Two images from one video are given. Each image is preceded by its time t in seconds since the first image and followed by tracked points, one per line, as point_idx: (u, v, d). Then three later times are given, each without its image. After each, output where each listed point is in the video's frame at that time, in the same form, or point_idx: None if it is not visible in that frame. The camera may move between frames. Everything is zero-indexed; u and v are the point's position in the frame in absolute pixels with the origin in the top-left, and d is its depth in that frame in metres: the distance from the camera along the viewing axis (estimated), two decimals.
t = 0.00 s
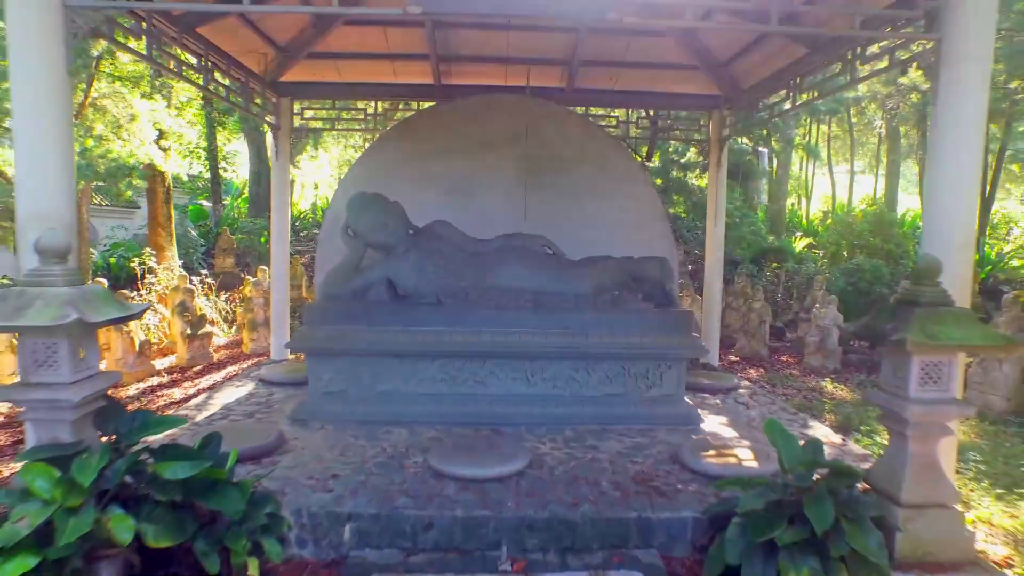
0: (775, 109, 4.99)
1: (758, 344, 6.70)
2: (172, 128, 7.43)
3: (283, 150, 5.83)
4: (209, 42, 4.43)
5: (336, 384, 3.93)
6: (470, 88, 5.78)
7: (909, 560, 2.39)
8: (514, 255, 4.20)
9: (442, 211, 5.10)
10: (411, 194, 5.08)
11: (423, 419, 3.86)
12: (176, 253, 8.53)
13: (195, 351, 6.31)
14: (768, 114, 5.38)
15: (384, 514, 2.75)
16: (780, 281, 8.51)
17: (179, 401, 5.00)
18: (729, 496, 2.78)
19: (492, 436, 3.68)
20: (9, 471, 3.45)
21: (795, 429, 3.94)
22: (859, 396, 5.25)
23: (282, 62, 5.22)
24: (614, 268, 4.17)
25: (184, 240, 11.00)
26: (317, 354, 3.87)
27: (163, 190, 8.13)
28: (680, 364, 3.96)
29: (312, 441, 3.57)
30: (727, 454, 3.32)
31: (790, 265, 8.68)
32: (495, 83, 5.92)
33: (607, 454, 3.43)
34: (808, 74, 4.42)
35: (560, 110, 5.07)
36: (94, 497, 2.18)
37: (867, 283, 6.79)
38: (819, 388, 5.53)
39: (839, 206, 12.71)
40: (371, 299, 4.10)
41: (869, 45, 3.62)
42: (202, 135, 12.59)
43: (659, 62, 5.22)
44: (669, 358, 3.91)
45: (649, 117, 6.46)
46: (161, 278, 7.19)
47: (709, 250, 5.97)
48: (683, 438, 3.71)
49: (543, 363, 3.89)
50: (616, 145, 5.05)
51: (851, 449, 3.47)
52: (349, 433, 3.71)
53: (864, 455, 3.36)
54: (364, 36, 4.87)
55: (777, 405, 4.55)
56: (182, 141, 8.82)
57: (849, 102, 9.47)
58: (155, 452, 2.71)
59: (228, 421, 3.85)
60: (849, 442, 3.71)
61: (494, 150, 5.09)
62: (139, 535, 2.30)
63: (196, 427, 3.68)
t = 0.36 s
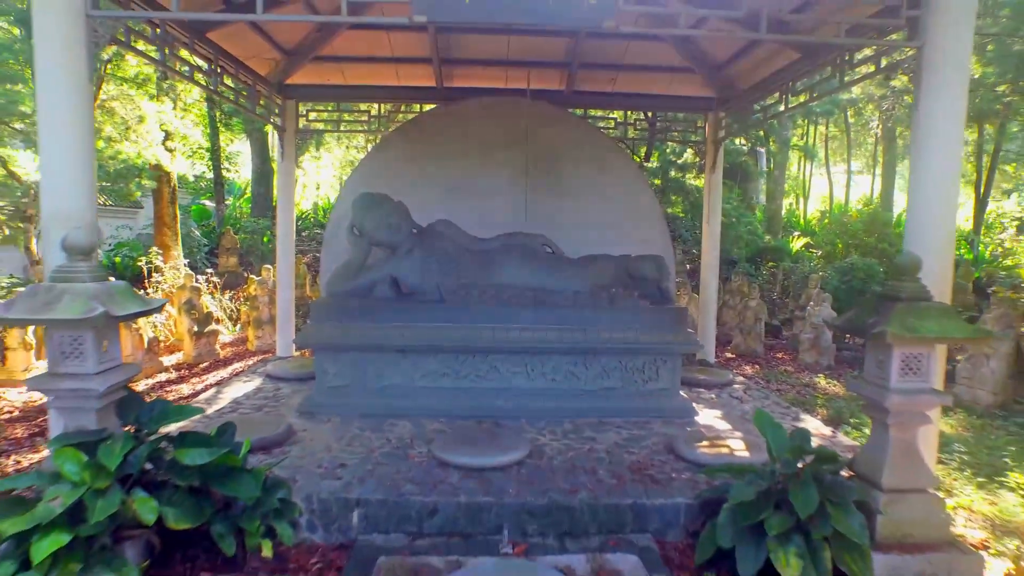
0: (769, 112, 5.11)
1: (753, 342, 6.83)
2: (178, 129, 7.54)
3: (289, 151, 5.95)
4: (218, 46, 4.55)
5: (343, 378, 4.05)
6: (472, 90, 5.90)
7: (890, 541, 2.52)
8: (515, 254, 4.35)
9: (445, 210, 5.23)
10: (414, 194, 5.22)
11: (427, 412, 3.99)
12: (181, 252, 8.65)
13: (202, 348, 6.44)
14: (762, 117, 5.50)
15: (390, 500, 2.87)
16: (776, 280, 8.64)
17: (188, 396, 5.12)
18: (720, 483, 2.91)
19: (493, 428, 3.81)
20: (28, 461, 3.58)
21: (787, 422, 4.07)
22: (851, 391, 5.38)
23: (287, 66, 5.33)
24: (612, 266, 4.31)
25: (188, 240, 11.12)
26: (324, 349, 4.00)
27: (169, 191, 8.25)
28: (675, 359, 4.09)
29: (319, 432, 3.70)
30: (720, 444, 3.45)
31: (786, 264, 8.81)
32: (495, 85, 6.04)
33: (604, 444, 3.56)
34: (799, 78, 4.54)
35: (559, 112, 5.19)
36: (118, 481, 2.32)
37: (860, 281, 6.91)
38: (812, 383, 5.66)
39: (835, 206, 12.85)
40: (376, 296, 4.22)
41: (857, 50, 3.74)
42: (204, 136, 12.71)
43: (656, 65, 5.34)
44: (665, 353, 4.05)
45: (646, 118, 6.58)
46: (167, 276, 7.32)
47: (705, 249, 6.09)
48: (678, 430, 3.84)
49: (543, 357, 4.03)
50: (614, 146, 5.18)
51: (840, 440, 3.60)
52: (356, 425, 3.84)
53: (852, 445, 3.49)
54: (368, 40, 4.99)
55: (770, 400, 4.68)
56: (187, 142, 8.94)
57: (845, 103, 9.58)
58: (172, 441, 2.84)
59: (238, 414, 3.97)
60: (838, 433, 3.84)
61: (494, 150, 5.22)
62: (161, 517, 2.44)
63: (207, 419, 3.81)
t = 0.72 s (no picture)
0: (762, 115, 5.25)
1: (749, 339, 6.96)
2: (184, 131, 7.67)
3: (294, 152, 6.08)
4: (227, 52, 4.68)
5: (348, 373, 4.18)
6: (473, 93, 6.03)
7: (872, 525, 2.64)
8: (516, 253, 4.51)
9: (447, 211, 5.36)
10: (417, 195, 5.35)
11: (430, 406, 4.12)
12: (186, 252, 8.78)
13: (209, 345, 6.57)
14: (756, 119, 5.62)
15: (396, 488, 3.00)
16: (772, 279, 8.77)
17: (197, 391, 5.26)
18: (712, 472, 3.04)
19: (494, 420, 3.94)
20: (47, 451, 3.72)
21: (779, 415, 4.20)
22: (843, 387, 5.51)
23: (293, 70, 5.46)
24: (610, 264, 4.45)
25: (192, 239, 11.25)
26: (330, 345, 4.13)
27: (175, 191, 8.36)
28: (670, 354, 4.22)
29: (326, 425, 3.83)
30: (714, 436, 3.58)
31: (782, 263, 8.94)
32: (496, 88, 6.18)
33: (601, 436, 3.69)
34: (792, 82, 4.65)
35: (559, 114, 5.32)
36: (139, 467, 2.46)
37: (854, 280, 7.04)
38: (806, 379, 5.79)
39: (833, 206, 12.96)
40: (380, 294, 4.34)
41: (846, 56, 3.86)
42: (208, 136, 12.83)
43: (653, 69, 5.46)
44: (661, 348, 4.18)
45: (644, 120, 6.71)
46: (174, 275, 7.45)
47: (702, 249, 6.21)
48: (673, 423, 3.96)
49: (543, 353, 4.16)
50: (612, 148, 5.31)
51: (829, 432, 3.72)
52: (361, 418, 3.96)
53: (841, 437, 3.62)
54: (373, 45, 5.12)
55: (764, 394, 4.80)
56: (192, 143, 9.06)
57: (841, 105, 9.70)
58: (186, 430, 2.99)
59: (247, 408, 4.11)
60: (828, 426, 3.97)
61: (496, 152, 5.35)
62: (179, 502, 2.57)
63: (217, 412, 3.94)
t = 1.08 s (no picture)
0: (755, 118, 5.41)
1: (744, 337, 7.12)
2: (191, 132, 7.84)
3: (300, 154, 6.25)
4: (237, 58, 4.84)
5: (354, 367, 4.34)
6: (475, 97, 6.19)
7: (851, 508, 2.80)
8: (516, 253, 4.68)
9: (449, 211, 5.53)
10: (420, 195, 5.51)
11: (433, 398, 4.28)
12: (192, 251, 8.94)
13: (216, 342, 6.73)
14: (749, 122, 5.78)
15: (402, 473, 3.16)
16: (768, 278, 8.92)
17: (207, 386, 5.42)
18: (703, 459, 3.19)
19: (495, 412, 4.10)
20: (66, 440, 3.88)
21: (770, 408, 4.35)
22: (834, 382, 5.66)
23: (300, 74, 5.62)
24: (607, 263, 4.61)
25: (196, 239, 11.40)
26: (337, 340, 4.30)
27: (181, 192, 8.53)
28: (664, 349, 4.39)
29: (334, 416, 3.98)
30: (705, 426, 3.74)
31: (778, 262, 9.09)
32: (496, 92, 6.34)
33: (598, 427, 3.85)
34: (783, 87, 4.81)
35: (557, 118, 5.48)
36: (162, 451, 2.63)
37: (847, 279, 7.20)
38: (798, 375, 5.95)
39: (829, 206, 13.12)
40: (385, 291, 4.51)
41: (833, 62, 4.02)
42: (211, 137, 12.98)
43: (649, 73, 5.61)
44: (655, 344, 4.34)
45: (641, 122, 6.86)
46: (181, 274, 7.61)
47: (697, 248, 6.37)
48: (667, 415, 4.12)
49: (542, 347, 4.33)
50: (609, 150, 5.47)
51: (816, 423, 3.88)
52: (367, 410, 4.12)
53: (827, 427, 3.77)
54: (377, 51, 5.28)
55: (756, 389, 4.95)
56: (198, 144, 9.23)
57: (836, 107, 9.86)
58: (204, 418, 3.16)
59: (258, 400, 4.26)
60: (817, 418, 4.13)
61: (496, 154, 5.52)
62: (199, 485, 2.74)
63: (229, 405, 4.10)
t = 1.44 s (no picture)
0: (748, 120, 5.55)
1: (739, 334, 7.26)
2: (197, 133, 7.97)
3: (305, 154, 6.39)
4: (245, 62, 4.98)
5: (359, 362, 4.48)
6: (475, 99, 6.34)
7: (834, 493, 2.95)
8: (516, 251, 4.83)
9: (450, 211, 5.67)
10: (423, 196, 5.66)
11: (436, 392, 4.42)
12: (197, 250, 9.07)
13: (222, 339, 6.86)
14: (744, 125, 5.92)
15: (406, 462, 3.31)
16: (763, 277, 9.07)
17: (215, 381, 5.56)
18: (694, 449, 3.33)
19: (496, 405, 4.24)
20: (81, 432, 4.02)
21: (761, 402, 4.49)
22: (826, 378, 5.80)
23: (304, 78, 5.76)
24: (603, 261, 4.76)
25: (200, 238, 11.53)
26: (342, 335, 4.44)
27: (187, 193, 8.66)
28: (659, 345, 4.53)
29: (340, 408, 4.13)
30: (698, 418, 3.88)
31: (774, 262, 9.24)
32: (496, 94, 6.47)
33: (595, 419, 3.99)
34: (776, 91, 4.95)
35: (556, 120, 5.63)
36: (179, 438, 2.78)
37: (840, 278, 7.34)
38: (791, 372, 6.08)
39: (825, 207, 13.25)
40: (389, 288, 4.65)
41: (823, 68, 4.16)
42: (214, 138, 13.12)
43: (645, 78, 5.75)
44: (650, 339, 4.49)
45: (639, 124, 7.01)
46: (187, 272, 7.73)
47: (693, 248, 6.51)
48: (662, 408, 4.27)
49: (541, 343, 4.47)
50: (606, 152, 5.62)
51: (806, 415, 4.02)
52: (371, 403, 4.26)
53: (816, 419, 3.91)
54: (380, 55, 5.42)
55: (750, 383, 5.09)
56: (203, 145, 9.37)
57: (831, 108, 9.99)
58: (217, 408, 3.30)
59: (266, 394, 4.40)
60: (806, 411, 4.26)
61: (497, 155, 5.66)
62: (215, 471, 2.89)
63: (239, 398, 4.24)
